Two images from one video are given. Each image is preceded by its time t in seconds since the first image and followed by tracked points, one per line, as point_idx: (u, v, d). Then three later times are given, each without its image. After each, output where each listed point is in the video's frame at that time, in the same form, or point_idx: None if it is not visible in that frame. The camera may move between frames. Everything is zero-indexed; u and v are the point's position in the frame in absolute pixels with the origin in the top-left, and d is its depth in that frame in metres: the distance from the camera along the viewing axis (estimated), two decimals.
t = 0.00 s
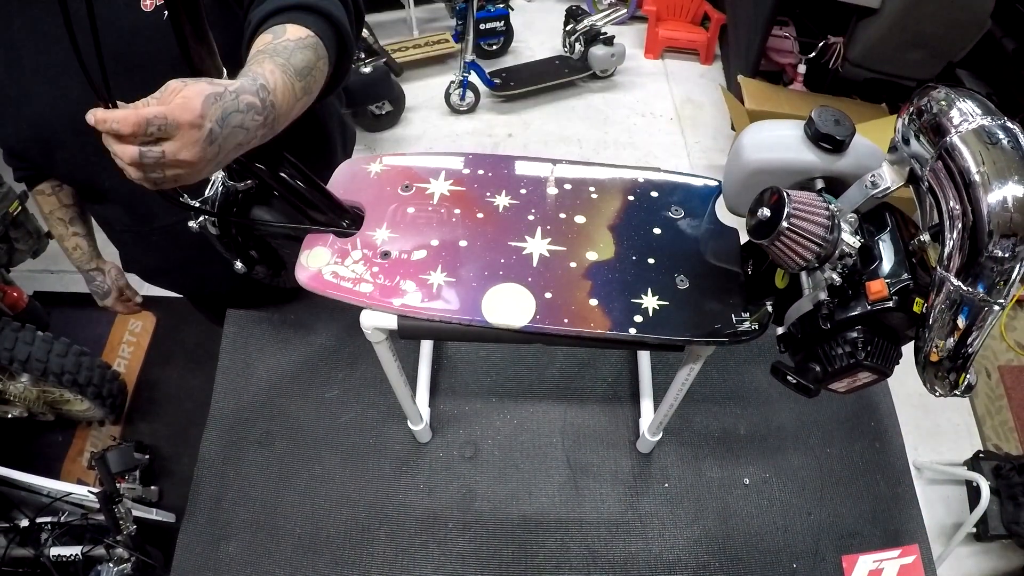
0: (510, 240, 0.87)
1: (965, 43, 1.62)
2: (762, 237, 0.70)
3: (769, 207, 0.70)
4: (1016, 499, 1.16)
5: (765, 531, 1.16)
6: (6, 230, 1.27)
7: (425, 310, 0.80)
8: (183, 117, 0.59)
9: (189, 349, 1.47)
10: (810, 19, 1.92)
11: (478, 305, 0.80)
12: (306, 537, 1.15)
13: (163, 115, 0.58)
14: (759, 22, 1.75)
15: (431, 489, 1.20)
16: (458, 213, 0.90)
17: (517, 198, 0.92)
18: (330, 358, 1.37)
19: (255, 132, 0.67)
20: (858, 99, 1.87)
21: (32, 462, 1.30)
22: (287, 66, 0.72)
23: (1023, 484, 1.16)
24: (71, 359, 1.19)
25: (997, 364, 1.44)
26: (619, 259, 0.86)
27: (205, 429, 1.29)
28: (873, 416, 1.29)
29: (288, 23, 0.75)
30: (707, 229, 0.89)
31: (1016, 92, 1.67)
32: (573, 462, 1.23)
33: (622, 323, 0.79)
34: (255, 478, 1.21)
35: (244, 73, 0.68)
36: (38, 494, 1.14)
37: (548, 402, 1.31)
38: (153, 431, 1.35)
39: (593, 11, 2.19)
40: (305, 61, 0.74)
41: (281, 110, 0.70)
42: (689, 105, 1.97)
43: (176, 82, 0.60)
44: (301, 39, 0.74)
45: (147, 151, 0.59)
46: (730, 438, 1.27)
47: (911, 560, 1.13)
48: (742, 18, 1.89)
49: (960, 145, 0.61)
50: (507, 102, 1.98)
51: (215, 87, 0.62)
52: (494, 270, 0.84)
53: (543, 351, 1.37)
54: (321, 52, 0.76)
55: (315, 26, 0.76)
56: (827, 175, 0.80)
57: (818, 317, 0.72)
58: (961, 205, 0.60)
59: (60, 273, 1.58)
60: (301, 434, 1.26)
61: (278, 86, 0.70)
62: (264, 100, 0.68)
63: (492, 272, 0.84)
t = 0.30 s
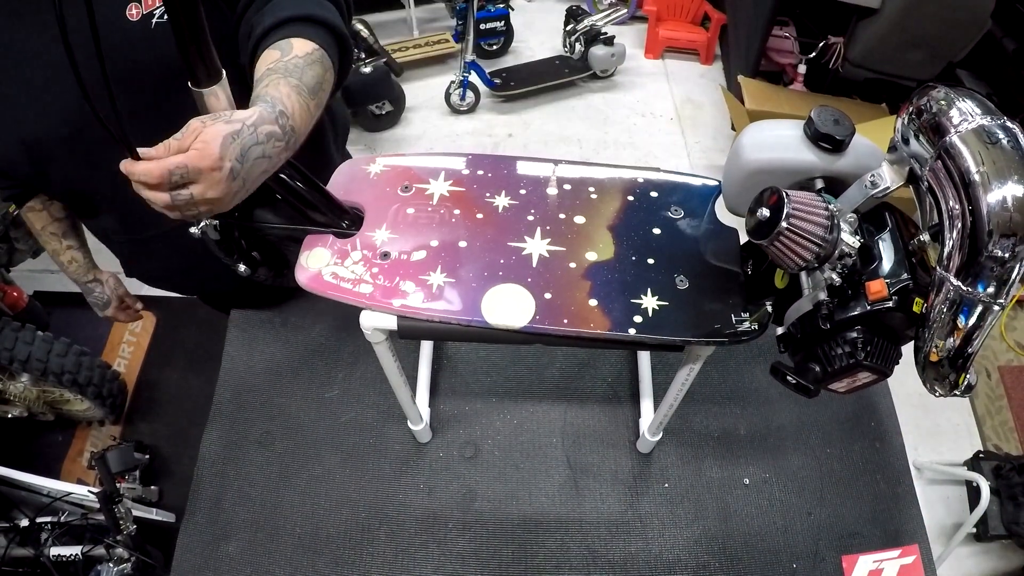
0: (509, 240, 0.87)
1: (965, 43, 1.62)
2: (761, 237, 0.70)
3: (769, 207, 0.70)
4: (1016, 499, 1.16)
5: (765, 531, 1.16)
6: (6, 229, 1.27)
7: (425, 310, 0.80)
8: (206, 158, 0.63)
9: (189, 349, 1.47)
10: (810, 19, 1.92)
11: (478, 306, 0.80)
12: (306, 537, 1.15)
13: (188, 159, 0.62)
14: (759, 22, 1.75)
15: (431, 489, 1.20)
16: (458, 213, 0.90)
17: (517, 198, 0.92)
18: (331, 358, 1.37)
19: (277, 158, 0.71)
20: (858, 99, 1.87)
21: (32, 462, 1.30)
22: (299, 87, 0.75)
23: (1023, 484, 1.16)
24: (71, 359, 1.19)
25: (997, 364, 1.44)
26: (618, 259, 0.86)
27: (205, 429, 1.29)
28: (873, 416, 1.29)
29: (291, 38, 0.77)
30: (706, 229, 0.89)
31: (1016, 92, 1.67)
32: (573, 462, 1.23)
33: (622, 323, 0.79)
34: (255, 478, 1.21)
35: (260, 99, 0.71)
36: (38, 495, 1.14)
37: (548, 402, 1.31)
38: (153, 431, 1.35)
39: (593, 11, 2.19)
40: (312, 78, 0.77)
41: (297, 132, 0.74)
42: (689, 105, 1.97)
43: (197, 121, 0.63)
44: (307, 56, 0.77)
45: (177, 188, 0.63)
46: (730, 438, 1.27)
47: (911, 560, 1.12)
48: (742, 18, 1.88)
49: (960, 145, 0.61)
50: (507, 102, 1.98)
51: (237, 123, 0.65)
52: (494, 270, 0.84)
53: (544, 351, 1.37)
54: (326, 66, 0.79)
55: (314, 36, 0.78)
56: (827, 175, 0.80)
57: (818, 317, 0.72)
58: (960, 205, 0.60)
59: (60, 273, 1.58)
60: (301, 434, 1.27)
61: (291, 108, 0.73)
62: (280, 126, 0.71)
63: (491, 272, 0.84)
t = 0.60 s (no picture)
0: (510, 240, 0.87)
1: (965, 43, 1.62)
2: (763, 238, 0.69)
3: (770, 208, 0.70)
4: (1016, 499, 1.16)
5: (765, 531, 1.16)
6: (6, 230, 1.27)
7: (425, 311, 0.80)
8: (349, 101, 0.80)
9: (189, 349, 1.46)
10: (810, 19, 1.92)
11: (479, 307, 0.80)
12: (307, 537, 1.15)
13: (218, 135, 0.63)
14: (759, 22, 1.75)
15: (431, 489, 1.20)
16: (458, 214, 0.90)
17: (517, 199, 0.92)
18: (331, 358, 1.37)
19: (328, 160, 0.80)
20: (858, 99, 1.87)
21: (32, 463, 1.30)
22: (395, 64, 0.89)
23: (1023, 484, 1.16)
24: (71, 359, 1.19)
25: (997, 364, 1.44)
26: (619, 260, 0.85)
27: (205, 429, 1.29)
28: (873, 416, 1.29)
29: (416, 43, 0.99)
30: (707, 229, 0.89)
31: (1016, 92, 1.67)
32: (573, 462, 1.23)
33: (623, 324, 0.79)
34: (254, 478, 1.21)
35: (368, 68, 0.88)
36: (38, 495, 1.13)
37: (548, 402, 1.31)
38: (153, 431, 1.34)
39: (593, 11, 2.19)
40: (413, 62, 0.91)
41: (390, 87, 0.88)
42: (689, 105, 1.97)
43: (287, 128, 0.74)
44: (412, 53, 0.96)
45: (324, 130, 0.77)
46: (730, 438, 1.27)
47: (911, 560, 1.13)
48: (742, 18, 1.88)
49: (961, 146, 0.61)
50: (507, 102, 1.98)
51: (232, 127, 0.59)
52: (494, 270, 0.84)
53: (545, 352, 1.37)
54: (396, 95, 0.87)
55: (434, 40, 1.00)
56: (828, 175, 0.80)
57: (818, 318, 0.72)
58: (962, 206, 0.60)
59: (60, 273, 1.58)
60: (301, 434, 1.26)
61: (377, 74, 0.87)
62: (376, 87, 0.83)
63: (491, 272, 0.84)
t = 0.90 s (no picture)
0: (510, 239, 0.87)
1: (964, 43, 1.62)
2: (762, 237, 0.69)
3: (769, 206, 0.70)
4: (1016, 499, 1.16)
5: (765, 531, 1.16)
6: (6, 229, 1.27)
7: (427, 310, 0.80)
8: (334, 151, 0.84)
9: (189, 349, 1.47)
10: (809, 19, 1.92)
11: (480, 304, 0.80)
12: (307, 537, 1.15)
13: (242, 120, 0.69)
14: (759, 22, 1.75)
15: (431, 489, 1.20)
16: (459, 213, 0.90)
17: (518, 198, 0.92)
18: (331, 358, 1.37)
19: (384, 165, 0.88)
20: (858, 99, 1.87)
21: (31, 463, 1.30)
22: (401, 102, 0.98)
23: (1023, 484, 1.16)
24: (72, 359, 1.19)
25: (997, 364, 1.44)
26: (619, 259, 0.86)
27: (205, 429, 1.29)
28: (873, 416, 1.29)
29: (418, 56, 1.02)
30: (707, 229, 0.89)
31: (1016, 91, 1.67)
32: (573, 462, 1.23)
33: (623, 323, 0.79)
34: (255, 478, 1.21)
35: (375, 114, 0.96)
36: (38, 495, 1.13)
37: (548, 402, 1.31)
38: (153, 431, 1.35)
39: (593, 11, 2.19)
40: (418, 90, 1.01)
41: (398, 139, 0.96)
42: (689, 105, 1.98)
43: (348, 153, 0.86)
44: (420, 74, 1.02)
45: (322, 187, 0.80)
46: (730, 439, 1.27)
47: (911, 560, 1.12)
48: (742, 18, 1.89)
49: (960, 144, 0.61)
50: (507, 102, 1.98)
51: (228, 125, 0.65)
52: (495, 269, 0.84)
53: (546, 351, 1.37)
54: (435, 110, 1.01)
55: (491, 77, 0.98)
56: (828, 175, 0.80)
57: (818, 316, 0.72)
58: (961, 205, 0.60)
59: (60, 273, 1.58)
60: (301, 433, 1.27)
61: (388, 120, 0.96)
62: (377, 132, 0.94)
63: (492, 271, 0.84)
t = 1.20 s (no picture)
0: (512, 241, 0.87)
1: (965, 43, 1.62)
2: (764, 240, 0.69)
3: (771, 210, 0.70)
4: (1016, 499, 1.16)
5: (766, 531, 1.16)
6: (6, 229, 1.27)
7: (428, 311, 0.80)
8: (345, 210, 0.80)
9: (189, 349, 1.46)
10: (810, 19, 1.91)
11: (481, 307, 0.80)
12: (307, 537, 1.15)
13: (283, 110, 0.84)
14: (759, 22, 1.75)
15: (431, 489, 1.20)
16: (460, 215, 0.90)
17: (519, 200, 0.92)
18: (331, 358, 1.37)
19: (419, 208, 0.84)
20: (859, 99, 1.87)
21: (31, 463, 1.30)
22: (481, 160, 0.84)
23: (1023, 484, 1.16)
24: (72, 359, 1.19)
25: (997, 365, 1.44)
26: (621, 261, 0.85)
27: (205, 429, 1.29)
28: (873, 416, 1.29)
29: (537, 113, 0.85)
30: (709, 232, 0.89)
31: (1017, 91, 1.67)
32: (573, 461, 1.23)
33: (624, 325, 0.79)
34: (256, 478, 1.21)
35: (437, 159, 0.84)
36: (38, 495, 1.13)
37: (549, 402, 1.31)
38: (153, 430, 1.34)
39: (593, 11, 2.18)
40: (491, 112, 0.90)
41: (449, 197, 0.84)
42: (689, 104, 1.97)
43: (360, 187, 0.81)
44: (524, 141, 0.84)
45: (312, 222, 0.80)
46: (730, 439, 1.27)
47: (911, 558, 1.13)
48: (743, 19, 1.88)
49: (965, 150, 0.61)
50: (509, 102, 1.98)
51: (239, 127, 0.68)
52: (496, 271, 0.84)
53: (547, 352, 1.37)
54: (542, 155, 0.85)
55: (551, 122, 0.84)
56: (831, 180, 0.80)
57: (820, 321, 0.72)
58: (964, 211, 0.60)
59: (60, 272, 1.57)
60: (301, 433, 1.26)
61: (452, 171, 0.84)
62: (429, 182, 0.83)
63: (493, 273, 0.84)
